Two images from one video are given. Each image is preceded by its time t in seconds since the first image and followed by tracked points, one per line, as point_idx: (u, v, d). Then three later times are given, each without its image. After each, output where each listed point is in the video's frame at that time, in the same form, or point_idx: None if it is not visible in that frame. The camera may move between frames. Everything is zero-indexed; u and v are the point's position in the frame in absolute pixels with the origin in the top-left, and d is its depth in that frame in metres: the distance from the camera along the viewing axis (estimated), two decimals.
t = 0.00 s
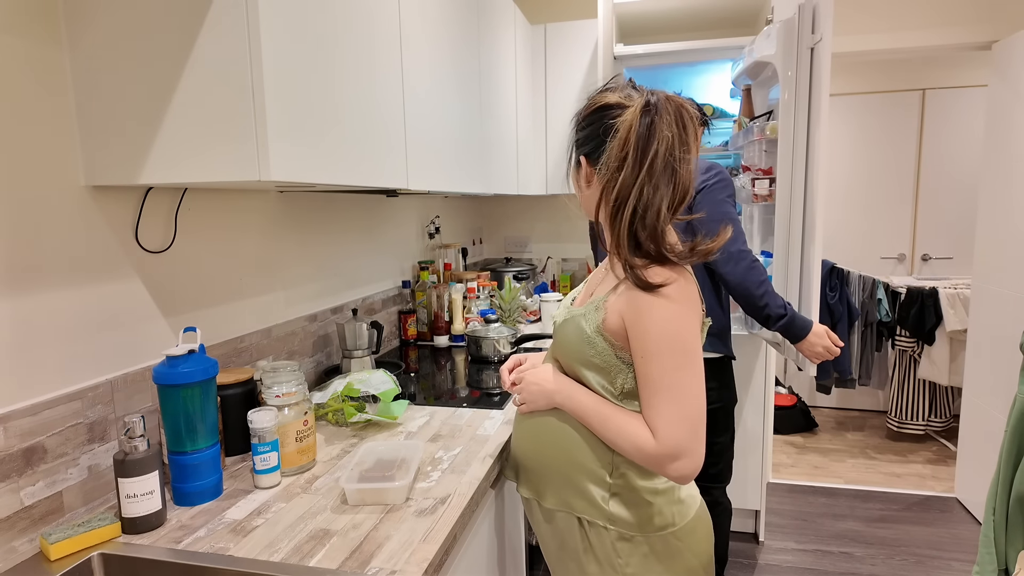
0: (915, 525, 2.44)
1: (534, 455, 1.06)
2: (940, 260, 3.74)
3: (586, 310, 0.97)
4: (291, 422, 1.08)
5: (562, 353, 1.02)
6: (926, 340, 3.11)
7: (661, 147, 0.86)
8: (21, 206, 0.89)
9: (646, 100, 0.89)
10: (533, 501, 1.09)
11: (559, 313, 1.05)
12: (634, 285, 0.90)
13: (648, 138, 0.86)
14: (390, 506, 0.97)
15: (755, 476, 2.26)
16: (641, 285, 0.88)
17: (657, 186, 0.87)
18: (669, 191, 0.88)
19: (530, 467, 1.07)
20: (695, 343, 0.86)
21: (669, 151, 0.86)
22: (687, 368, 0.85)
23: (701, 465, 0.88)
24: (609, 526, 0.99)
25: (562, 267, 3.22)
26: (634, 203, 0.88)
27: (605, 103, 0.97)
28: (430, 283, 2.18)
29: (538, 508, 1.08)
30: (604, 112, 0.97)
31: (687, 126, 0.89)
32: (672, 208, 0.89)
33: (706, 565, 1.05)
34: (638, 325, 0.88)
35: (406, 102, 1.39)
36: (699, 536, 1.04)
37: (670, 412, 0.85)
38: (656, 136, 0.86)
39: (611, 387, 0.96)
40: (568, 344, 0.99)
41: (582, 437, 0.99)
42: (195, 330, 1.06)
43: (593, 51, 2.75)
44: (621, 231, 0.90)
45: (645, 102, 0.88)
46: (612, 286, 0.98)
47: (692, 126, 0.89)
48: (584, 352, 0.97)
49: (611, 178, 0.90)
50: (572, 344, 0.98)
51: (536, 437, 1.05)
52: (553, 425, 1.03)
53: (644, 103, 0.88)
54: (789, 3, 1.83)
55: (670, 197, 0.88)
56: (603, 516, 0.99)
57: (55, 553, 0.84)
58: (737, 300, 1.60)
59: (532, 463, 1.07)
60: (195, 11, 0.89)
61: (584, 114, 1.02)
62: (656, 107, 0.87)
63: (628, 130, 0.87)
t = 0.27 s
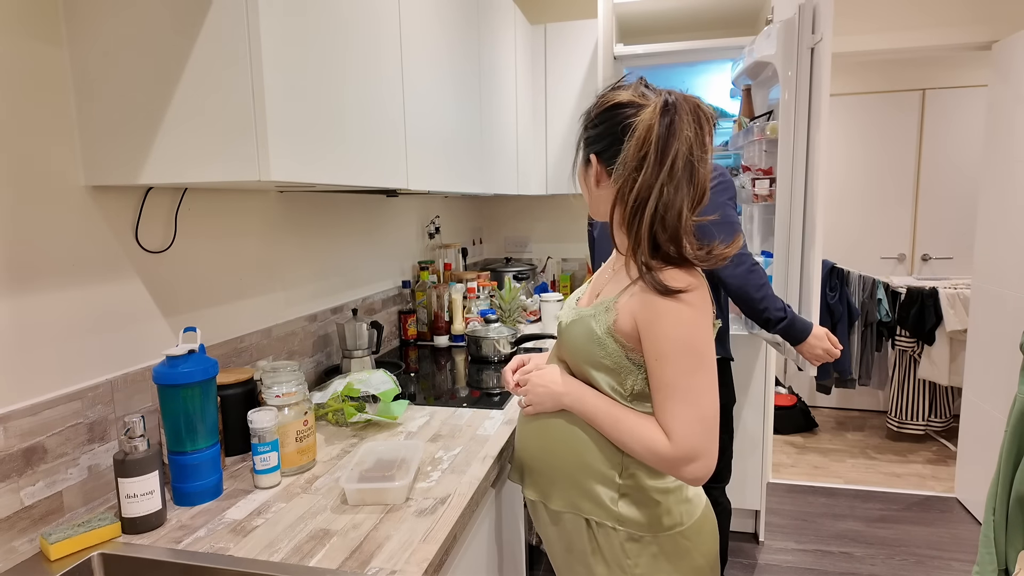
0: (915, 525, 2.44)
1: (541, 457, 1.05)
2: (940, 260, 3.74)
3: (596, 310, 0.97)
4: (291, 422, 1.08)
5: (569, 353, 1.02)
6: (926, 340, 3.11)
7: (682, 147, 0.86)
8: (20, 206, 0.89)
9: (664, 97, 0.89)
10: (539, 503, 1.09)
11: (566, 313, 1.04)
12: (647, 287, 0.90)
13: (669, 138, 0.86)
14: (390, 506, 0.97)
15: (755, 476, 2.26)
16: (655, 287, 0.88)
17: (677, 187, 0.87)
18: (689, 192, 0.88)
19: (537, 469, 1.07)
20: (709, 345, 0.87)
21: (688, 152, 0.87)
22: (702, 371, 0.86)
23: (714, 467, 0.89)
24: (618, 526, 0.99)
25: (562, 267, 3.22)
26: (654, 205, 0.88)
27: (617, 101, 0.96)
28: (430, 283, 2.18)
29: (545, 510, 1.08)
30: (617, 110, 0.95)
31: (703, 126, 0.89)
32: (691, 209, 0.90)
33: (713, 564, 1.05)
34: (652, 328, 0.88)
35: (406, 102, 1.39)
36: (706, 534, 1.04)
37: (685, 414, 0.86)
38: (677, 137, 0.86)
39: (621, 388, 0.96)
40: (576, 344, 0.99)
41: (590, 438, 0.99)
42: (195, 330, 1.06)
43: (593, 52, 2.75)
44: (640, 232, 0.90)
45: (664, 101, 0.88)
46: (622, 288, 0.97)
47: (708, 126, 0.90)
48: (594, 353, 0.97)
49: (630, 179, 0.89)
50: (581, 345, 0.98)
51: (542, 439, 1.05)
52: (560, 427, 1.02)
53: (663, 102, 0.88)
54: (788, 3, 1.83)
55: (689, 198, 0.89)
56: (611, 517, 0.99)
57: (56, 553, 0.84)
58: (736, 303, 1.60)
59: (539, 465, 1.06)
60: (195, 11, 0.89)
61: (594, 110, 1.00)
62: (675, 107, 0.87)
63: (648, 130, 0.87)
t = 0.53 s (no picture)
0: (915, 525, 2.44)
1: (546, 459, 1.05)
2: (940, 260, 3.75)
3: (603, 311, 0.97)
4: (291, 422, 1.08)
5: (575, 353, 1.02)
6: (926, 340, 3.11)
7: (696, 148, 0.88)
8: (21, 206, 0.89)
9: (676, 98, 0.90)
10: (546, 507, 1.08)
11: (571, 314, 1.04)
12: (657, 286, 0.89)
13: (683, 138, 0.88)
14: (390, 506, 0.97)
15: (755, 476, 2.26)
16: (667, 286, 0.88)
17: (692, 186, 0.89)
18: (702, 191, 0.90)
19: (543, 471, 1.06)
20: (720, 345, 0.87)
21: (702, 151, 0.89)
22: (713, 370, 0.86)
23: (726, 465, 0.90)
24: (626, 526, 0.99)
25: (562, 267, 3.22)
26: (671, 204, 0.88)
27: (623, 100, 0.96)
28: (430, 283, 2.18)
29: (551, 513, 1.07)
30: (624, 109, 0.95)
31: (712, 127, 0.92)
32: (703, 207, 0.91)
33: (718, 560, 1.06)
34: (663, 328, 0.88)
35: (406, 102, 1.39)
36: (711, 532, 1.05)
37: (700, 413, 0.86)
38: (691, 136, 0.88)
39: (629, 388, 0.97)
40: (583, 345, 0.99)
41: (596, 438, 0.99)
42: (195, 330, 1.06)
43: (593, 52, 2.75)
44: (654, 231, 0.90)
45: (676, 102, 0.89)
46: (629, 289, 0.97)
47: (716, 127, 0.92)
48: (603, 353, 0.96)
49: (644, 178, 0.89)
50: (588, 346, 0.98)
51: (548, 441, 1.04)
52: (566, 428, 1.02)
53: (677, 102, 0.89)
54: (788, 3, 1.83)
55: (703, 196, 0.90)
56: (619, 517, 0.99)
57: (55, 553, 0.84)
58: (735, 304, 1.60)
59: (545, 467, 1.06)
60: (195, 10, 0.89)
61: (599, 109, 1.00)
62: (687, 108, 0.89)
63: (663, 130, 0.87)
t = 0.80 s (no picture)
0: (915, 525, 2.44)
1: (548, 459, 1.04)
2: (940, 260, 3.74)
3: (605, 311, 0.97)
4: (291, 422, 1.08)
5: (577, 353, 1.01)
6: (926, 340, 3.11)
7: (700, 146, 0.88)
8: (21, 206, 0.89)
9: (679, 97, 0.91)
10: (546, 508, 1.08)
11: (573, 313, 1.03)
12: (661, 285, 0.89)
13: (687, 137, 0.88)
14: (390, 506, 0.97)
15: (755, 476, 2.26)
16: (672, 284, 0.88)
17: (697, 185, 0.89)
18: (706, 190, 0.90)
19: (544, 472, 1.06)
20: (723, 343, 0.88)
21: (706, 150, 0.89)
22: (717, 368, 0.86)
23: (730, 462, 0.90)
24: (629, 526, 0.99)
25: (562, 267, 3.22)
26: (676, 203, 0.88)
27: (623, 100, 0.96)
28: (430, 283, 2.18)
29: (552, 515, 1.07)
30: (625, 109, 0.95)
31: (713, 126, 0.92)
32: (707, 206, 0.91)
33: (717, 559, 1.06)
34: (666, 327, 0.88)
35: (406, 102, 1.39)
36: (710, 530, 1.06)
37: (704, 410, 0.86)
38: (694, 136, 0.88)
39: (632, 388, 0.97)
40: (585, 345, 0.98)
41: (599, 438, 0.99)
42: (195, 330, 1.06)
43: (593, 52, 2.75)
44: (659, 230, 0.90)
45: (678, 101, 0.89)
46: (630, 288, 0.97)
47: (718, 126, 0.93)
48: (605, 353, 0.97)
49: (648, 178, 0.89)
50: (590, 345, 0.98)
51: (549, 442, 1.04)
52: (568, 428, 1.02)
53: (680, 102, 0.89)
54: (788, 4, 1.84)
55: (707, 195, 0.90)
56: (621, 517, 0.99)
57: (55, 553, 0.84)
58: (737, 307, 1.61)
59: (546, 468, 1.05)
60: (195, 10, 0.89)
61: (599, 108, 1.00)
62: (690, 108, 0.89)
63: (666, 130, 0.87)
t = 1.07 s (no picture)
0: (916, 525, 2.44)
1: (547, 459, 1.04)
2: (940, 260, 3.74)
3: (603, 310, 0.97)
4: (291, 422, 1.08)
5: (575, 352, 1.01)
6: (926, 340, 3.11)
7: (699, 144, 0.88)
8: (21, 206, 0.89)
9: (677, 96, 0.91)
10: (545, 508, 1.07)
11: (571, 312, 1.04)
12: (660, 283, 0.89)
13: (686, 135, 0.88)
14: (390, 506, 0.97)
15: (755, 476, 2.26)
16: (670, 284, 0.88)
17: (697, 183, 0.89)
18: (706, 187, 0.90)
19: (542, 471, 1.06)
20: (720, 342, 0.87)
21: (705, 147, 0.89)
22: (714, 367, 0.87)
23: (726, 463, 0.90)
24: (627, 526, 0.99)
25: (562, 267, 3.22)
26: (676, 201, 0.88)
27: (621, 100, 0.96)
28: (430, 283, 2.18)
29: (551, 514, 1.06)
30: (623, 109, 0.95)
31: (711, 124, 0.92)
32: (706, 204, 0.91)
33: (716, 560, 1.06)
34: (663, 326, 0.88)
35: (406, 102, 1.39)
36: (709, 531, 1.06)
37: (701, 409, 0.86)
38: (693, 134, 0.88)
39: (630, 387, 0.97)
40: (583, 344, 0.98)
41: (598, 438, 0.99)
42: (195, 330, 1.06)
43: (593, 52, 2.74)
44: (658, 229, 0.90)
45: (675, 99, 0.89)
46: (628, 287, 0.97)
47: (716, 124, 0.93)
48: (603, 352, 0.96)
49: (647, 176, 0.89)
50: (588, 345, 0.98)
51: (548, 442, 1.04)
52: (567, 428, 1.02)
53: (678, 99, 0.89)
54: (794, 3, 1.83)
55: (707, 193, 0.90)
56: (620, 517, 0.99)
57: (55, 553, 0.84)
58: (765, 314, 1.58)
59: (545, 467, 1.05)
60: (195, 11, 0.89)
61: (597, 108, 1.00)
62: (688, 105, 0.89)
63: (665, 129, 0.87)
